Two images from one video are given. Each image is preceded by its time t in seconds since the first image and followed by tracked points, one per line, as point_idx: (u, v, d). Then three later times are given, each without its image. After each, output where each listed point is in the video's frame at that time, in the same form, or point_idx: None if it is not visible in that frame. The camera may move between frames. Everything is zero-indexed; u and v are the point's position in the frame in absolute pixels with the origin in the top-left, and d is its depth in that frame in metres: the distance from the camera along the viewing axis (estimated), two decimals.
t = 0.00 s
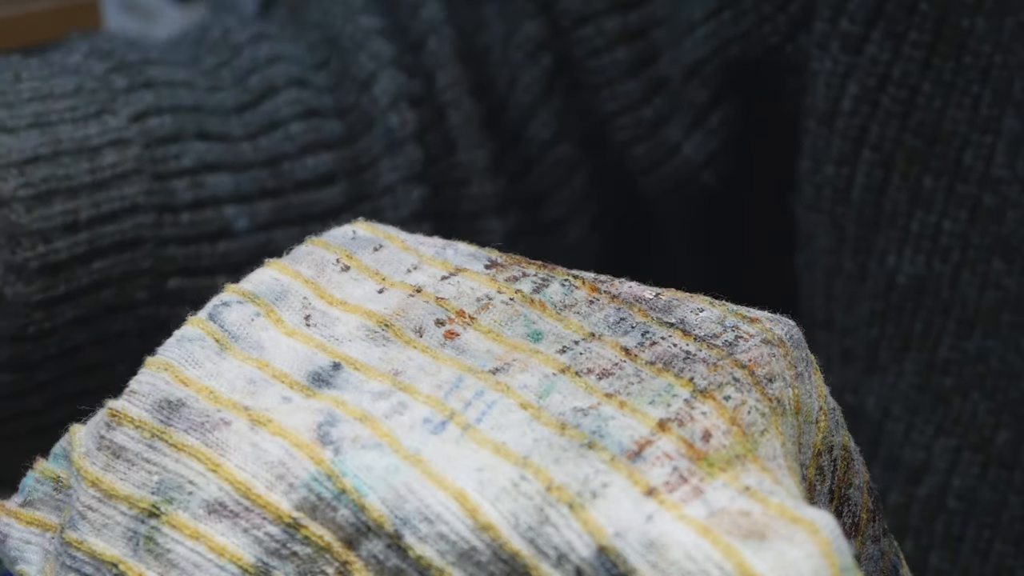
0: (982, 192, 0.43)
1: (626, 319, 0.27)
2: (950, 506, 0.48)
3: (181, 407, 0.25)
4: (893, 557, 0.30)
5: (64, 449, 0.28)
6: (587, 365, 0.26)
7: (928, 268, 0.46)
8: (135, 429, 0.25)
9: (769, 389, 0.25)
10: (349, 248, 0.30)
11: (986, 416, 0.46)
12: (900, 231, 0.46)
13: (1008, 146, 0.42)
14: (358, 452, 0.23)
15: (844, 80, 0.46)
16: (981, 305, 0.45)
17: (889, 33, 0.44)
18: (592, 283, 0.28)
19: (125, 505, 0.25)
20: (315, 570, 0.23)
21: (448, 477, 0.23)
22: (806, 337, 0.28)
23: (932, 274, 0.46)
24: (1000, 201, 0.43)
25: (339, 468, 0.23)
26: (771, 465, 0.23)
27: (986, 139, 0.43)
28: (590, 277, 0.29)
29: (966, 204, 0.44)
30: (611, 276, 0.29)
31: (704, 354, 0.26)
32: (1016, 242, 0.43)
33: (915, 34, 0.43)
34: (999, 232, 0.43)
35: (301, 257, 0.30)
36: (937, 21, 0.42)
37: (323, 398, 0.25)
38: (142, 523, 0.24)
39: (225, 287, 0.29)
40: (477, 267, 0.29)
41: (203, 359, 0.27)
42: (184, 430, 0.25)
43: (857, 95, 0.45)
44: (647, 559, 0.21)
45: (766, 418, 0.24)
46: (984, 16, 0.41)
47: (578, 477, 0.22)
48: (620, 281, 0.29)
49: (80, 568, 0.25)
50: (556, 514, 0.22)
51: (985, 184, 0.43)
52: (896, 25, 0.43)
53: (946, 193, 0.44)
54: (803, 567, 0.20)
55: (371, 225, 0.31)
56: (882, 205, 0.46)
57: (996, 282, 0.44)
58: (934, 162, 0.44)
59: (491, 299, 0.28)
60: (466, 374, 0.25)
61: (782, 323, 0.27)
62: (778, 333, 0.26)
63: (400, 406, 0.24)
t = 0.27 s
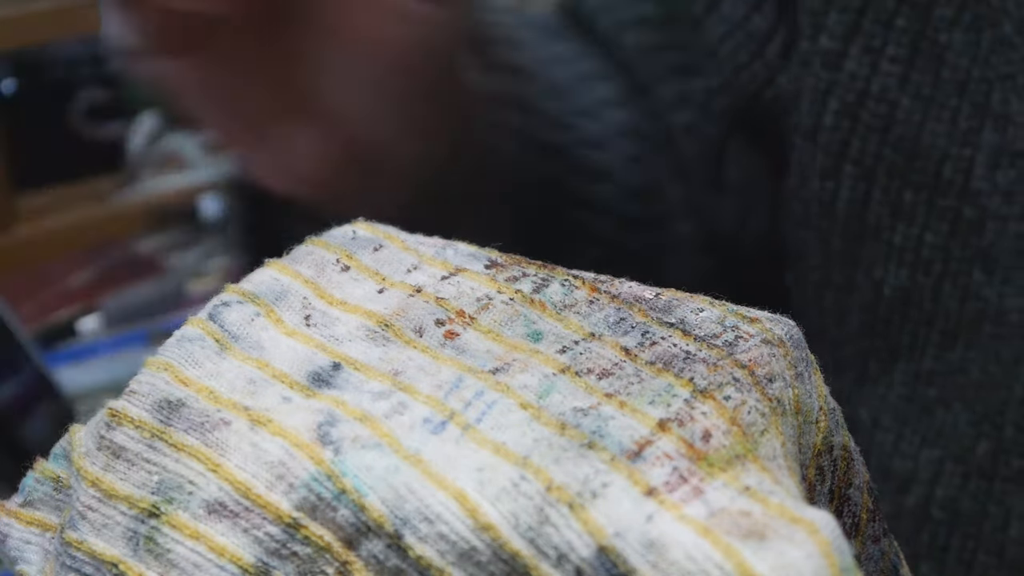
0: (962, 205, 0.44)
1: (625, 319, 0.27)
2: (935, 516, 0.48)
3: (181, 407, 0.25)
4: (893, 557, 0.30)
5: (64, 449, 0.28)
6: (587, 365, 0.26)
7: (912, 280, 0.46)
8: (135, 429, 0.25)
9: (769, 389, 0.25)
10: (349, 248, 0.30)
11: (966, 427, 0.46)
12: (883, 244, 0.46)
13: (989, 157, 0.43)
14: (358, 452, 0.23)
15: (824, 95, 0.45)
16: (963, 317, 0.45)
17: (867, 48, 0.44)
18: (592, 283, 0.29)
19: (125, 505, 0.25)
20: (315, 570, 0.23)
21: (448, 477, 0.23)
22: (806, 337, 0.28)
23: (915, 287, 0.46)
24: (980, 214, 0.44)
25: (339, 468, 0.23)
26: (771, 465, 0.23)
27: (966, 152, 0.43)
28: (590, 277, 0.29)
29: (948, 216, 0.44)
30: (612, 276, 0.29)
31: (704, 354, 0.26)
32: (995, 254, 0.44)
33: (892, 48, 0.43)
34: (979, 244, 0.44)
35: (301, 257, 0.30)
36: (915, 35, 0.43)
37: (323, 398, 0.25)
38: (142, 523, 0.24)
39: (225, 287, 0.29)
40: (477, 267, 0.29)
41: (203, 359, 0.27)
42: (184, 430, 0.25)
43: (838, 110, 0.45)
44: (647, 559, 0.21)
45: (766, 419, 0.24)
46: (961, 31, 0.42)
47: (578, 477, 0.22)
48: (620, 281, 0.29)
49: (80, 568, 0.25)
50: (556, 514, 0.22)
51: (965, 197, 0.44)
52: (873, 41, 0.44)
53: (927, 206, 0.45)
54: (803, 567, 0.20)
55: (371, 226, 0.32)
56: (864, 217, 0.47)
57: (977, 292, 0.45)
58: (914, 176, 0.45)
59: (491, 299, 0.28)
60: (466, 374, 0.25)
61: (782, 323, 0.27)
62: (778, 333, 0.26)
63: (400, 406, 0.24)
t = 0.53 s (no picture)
0: (968, 204, 0.46)
1: (626, 319, 0.27)
2: (941, 511, 0.48)
3: (181, 407, 0.25)
4: (893, 557, 0.29)
5: (63, 450, 0.28)
6: (587, 365, 0.26)
7: (922, 278, 0.48)
8: (135, 429, 0.25)
9: (769, 389, 0.25)
10: (349, 248, 0.30)
11: (971, 420, 0.47)
12: (894, 242, 0.49)
13: (993, 156, 0.44)
14: (358, 452, 0.23)
15: (835, 95, 0.49)
16: (969, 312, 0.47)
17: (874, 53, 0.47)
18: (592, 283, 0.29)
19: (125, 505, 0.25)
20: (315, 570, 0.23)
21: (448, 478, 0.23)
22: (806, 338, 0.28)
23: (924, 283, 0.48)
24: (985, 212, 0.45)
25: (339, 468, 0.23)
26: (772, 465, 0.23)
27: (969, 152, 0.45)
28: (590, 277, 0.29)
29: (953, 216, 0.46)
30: (612, 276, 0.29)
31: (704, 354, 0.26)
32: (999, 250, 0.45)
33: (898, 51, 0.46)
34: (984, 240, 0.45)
35: (302, 257, 0.30)
36: (920, 40, 0.46)
37: (323, 398, 0.25)
38: (142, 523, 0.24)
39: (225, 287, 0.29)
40: (477, 267, 0.29)
41: (203, 359, 0.27)
42: (184, 430, 0.25)
43: (848, 111, 0.49)
44: (647, 560, 0.21)
45: (766, 419, 0.24)
46: (966, 33, 0.44)
47: (579, 477, 0.22)
48: (620, 281, 0.29)
49: (80, 568, 0.25)
50: (556, 514, 0.22)
51: (971, 195, 0.45)
52: (879, 45, 0.47)
53: (934, 204, 0.47)
54: (803, 568, 0.20)
55: (371, 226, 0.32)
56: (874, 216, 0.49)
57: (985, 290, 0.46)
58: (922, 174, 0.47)
59: (491, 299, 0.28)
60: (467, 375, 0.25)
61: (781, 323, 0.27)
62: (778, 333, 0.26)
63: (400, 407, 0.24)
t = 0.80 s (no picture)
0: (962, 207, 0.46)
1: (626, 319, 0.27)
2: (941, 515, 0.48)
3: (181, 407, 0.25)
4: (893, 557, 0.29)
5: (63, 450, 0.28)
6: (587, 365, 0.26)
7: (919, 282, 0.48)
8: (135, 429, 0.25)
9: (769, 389, 0.25)
10: (349, 248, 0.30)
11: (968, 423, 0.47)
12: (889, 246, 0.49)
13: (986, 158, 0.45)
14: (358, 452, 0.23)
15: (830, 101, 0.49)
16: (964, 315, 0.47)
17: (866, 58, 0.48)
18: (592, 283, 0.29)
19: (125, 505, 0.25)
20: (315, 570, 0.23)
21: (449, 478, 0.23)
22: (806, 338, 0.28)
23: (920, 287, 0.48)
24: (979, 215, 0.45)
25: (339, 468, 0.23)
26: (772, 465, 0.23)
27: (963, 154, 0.45)
28: (590, 277, 0.29)
29: (947, 219, 0.46)
30: (612, 276, 0.29)
31: (704, 355, 0.26)
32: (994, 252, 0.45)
33: (891, 56, 0.47)
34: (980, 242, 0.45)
35: (302, 257, 0.30)
36: (913, 44, 0.46)
37: (323, 397, 0.25)
38: (142, 523, 0.24)
39: (225, 287, 0.29)
40: (477, 267, 0.29)
41: (203, 359, 0.27)
42: (184, 430, 0.25)
43: (842, 116, 0.49)
44: (647, 560, 0.21)
45: (766, 419, 0.24)
46: (958, 37, 0.45)
47: (579, 477, 0.22)
48: (620, 282, 0.29)
49: (80, 568, 0.25)
50: (556, 514, 0.22)
51: (965, 199, 0.46)
52: (872, 50, 0.47)
53: (929, 207, 0.47)
54: (803, 568, 0.20)
55: (371, 226, 0.32)
56: (869, 221, 0.50)
57: (980, 292, 0.46)
58: (915, 179, 0.47)
59: (491, 299, 0.28)
60: (467, 374, 0.25)
61: (781, 323, 0.27)
62: (778, 333, 0.26)
63: (400, 406, 0.24)
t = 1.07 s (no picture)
0: (961, 215, 0.47)
1: (626, 319, 0.27)
2: (941, 521, 0.47)
3: (181, 407, 0.25)
4: (893, 557, 0.29)
5: (64, 449, 0.28)
6: (587, 364, 0.26)
7: (921, 291, 0.49)
8: (135, 429, 0.25)
9: (769, 389, 0.25)
10: (349, 248, 0.30)
11: (968, 431, 0.47)
12: (890, 255, 0.50)
13: (983, 167, 0.46)
14: (358, 452, 0.23)
15: (828, 112, 0.51)
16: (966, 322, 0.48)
17: (863, 68, 0.50)
18: (592, 283, 0.29)
19: (125, 505, 0.25)
20: (315, 570, 0.23)
21: (449, 478, 0.23)
22: (806, 338, 0.28)
23: (922, 295, 0.49)
24: (977, 224, 0.46)
25: (339, 468, 0.23)
26: (772, 465, 0.23)
27: (960, 163, 0.46)
28: (590, 277, 0.29)
29: (947, 227, 0.47)
30: (612, 276, 0.29)
31: (704, 354, 0.26)
32: (992, 262, 0.46)
33: (887, 66, 0.49)
34: (978, 251, 0.46)
35: (302, 257, 0.30)
36: (909, 54, 0.48)
37: (323, 397, 0.25)
38: (142, 523, 0.24)
39: (225, 287, 0.29)
40: (476, 268, 0.29)
41: (203, 359, 0.27)
42: (184, 430, 0.25)
43: (841, 128, 0.51)
44: (647, 560, 0.21)
45: (766, 419, 0.24)
46: (953, 45, 0.47)
47: (579, 477, 0.22)
48: (620, 282, 0.29)
49: (80, 568, 0.25)
50: (556, 514, 0.22)
51: (963, 208, 0.46)
52: (868, 61, 0.50)
53: (928, 217, 0.48)
54: (803, 568, 0.20)
55: (372, 226, 0.32)
56: (870, 230, 0.51)
57: (979, 300, 0.47)
58: (914, 189, 0.48)
59: (491, 300, 0.28)
60: (466, 374, 0.25)
61: (781, 323, 0.27)
62: (778, 333, 0.26)
63: (400, 405, 0.24)
